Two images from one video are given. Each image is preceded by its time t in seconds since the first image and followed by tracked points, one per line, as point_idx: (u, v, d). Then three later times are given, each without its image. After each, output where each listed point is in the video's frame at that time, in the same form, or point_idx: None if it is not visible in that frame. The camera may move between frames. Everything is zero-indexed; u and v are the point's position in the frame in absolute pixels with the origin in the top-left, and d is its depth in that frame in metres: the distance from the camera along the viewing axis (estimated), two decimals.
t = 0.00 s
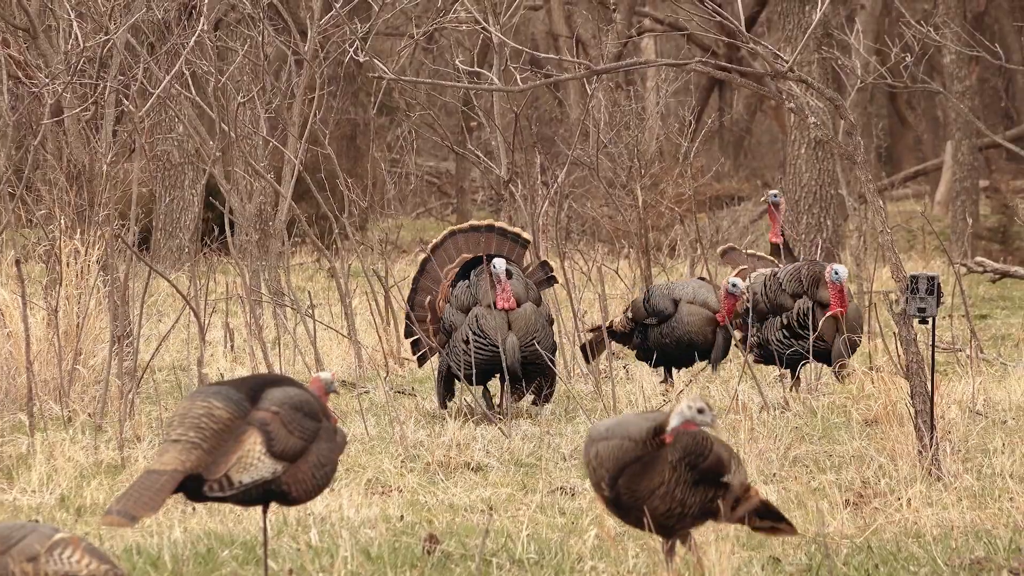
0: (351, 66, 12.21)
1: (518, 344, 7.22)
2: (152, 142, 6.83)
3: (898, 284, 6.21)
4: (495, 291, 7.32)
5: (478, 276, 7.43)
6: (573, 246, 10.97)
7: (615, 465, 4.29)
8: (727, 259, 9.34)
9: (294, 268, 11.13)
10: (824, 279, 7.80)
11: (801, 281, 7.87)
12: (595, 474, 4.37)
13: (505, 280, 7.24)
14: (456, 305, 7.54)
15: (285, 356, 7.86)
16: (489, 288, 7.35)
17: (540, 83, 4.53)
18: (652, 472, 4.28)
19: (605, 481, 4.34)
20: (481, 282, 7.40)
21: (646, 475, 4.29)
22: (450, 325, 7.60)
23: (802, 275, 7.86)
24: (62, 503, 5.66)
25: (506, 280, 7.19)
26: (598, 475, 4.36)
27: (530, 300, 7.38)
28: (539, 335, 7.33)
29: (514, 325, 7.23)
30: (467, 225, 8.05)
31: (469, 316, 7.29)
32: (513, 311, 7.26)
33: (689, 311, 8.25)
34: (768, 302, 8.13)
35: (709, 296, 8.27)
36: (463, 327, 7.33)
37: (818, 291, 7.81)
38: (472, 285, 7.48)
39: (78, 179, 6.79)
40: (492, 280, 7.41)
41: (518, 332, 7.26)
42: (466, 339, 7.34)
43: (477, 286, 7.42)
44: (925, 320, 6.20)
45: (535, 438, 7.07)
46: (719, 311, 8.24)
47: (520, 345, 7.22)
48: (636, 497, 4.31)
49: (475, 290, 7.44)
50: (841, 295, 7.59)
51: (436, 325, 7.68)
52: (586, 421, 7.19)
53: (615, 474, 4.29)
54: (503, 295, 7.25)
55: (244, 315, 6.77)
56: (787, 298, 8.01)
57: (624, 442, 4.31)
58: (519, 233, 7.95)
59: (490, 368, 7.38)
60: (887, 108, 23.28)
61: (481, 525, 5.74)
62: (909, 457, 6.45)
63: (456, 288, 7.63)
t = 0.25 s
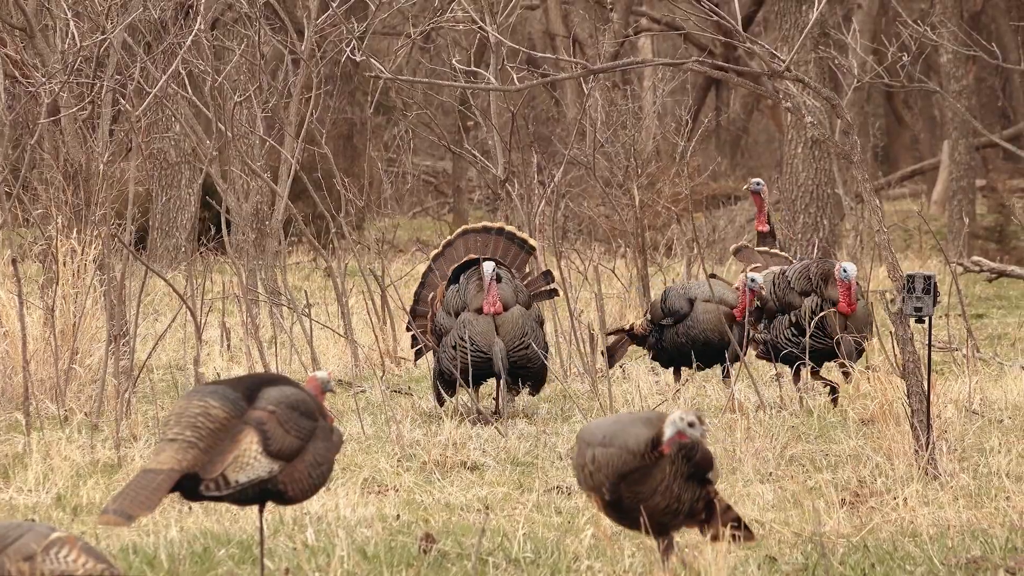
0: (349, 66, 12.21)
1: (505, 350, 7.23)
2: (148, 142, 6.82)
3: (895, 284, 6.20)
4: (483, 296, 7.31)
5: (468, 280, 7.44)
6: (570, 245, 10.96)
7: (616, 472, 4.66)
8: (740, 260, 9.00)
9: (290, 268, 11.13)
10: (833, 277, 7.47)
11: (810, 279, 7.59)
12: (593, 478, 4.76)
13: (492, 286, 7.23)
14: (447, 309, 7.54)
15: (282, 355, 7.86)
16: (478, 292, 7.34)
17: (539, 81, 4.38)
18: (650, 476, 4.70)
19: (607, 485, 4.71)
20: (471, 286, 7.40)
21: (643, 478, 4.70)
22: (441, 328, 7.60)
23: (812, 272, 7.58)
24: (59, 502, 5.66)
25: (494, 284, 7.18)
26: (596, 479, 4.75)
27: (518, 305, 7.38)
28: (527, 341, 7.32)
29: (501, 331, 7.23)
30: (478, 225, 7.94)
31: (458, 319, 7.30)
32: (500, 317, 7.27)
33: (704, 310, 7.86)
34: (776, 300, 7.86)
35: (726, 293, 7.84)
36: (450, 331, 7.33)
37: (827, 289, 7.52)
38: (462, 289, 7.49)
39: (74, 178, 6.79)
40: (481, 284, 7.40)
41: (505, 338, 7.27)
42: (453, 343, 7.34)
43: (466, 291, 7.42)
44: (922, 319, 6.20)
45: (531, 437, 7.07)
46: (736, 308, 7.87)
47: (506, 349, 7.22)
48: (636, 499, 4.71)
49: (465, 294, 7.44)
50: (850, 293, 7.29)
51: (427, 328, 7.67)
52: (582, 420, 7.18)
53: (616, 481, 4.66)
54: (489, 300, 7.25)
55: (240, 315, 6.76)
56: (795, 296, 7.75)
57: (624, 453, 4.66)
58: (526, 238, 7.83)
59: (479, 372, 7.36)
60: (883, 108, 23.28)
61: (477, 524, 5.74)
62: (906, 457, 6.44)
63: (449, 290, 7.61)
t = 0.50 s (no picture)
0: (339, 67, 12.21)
1: (486, 351, 7.24)
2: (138, 142, 6.82)
3: (885, 284, 6.20)
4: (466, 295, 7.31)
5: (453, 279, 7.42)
6: (559, 246, 10.97)
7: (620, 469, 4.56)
8: (750, 264, 8.79)
9: (280, 268, 11.13)
10: (836, 280, 7.42)
11: (813, 283, 7.50)
12: (595, 476, 4.65)
13: (475, 286, 7.22)
14: (432, 307, 7.51)
15: (270, 356, 7.85)
16: (461, 292, 7.33)
17: (529, 83, 4.42)
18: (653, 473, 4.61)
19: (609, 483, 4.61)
20: (455, 286, 7.39)
21: (646, 475, 4.60)
22: (426, 326, 7.58)
23: (814, 276, 7.50)
24: (47, 502, 5.65)
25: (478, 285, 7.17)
26: (598, 477, 4.64)
27: (502, 306, 7.37)
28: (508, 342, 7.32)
29: (483, 331, 7.24)
30: (471, 225, 7.97)
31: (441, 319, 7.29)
32: (482, 317, 7.27)
33: (722, 309, 7.84)
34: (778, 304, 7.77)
35: (744, 293, 7.88)
36: (434, 330, 7.33)
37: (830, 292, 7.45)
38: (448, 287, 7.45)
39: (64, 179, 6.78)
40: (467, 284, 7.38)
41: (487, 338, 7.27)
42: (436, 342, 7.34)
43: (450, 290, 7.41)
44: (911, 320, 6.19)
45: (520, 437, 7.07)
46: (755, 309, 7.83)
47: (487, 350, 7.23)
48: (639, 495, 4.62)
49: (450, 293, 7.41)
50: (852, 296, 7.25)
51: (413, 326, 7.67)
52: (570, 421, 7.18)
53: (620, 480, 4.56)
54: (473, 301, 7.24)
55: (229, 315, 6.76)
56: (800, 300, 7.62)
57: (629, 450, 4.56)
58: (518, 241, 7.84)
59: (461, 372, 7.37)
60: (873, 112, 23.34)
61: (465, 525, 5.73)
62: (894, 458, 6.44)
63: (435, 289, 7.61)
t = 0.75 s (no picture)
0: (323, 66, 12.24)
1: (471, 353, 7.24)
2: (123, 142, 6.81)
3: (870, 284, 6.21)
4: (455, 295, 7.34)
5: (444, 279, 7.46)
6: (544, 245, 10.99)
7: (631, 472, 4.53)
8: (753, 260, 8.92)
9: (265, 268, 11.13)
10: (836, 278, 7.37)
11: (814, 280, 7.47)
12: (605, 477, 4.62)
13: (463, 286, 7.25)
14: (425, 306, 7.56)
15: (256, 355, 7.85)
16: (451, 291, 7.36)
17: (513, 84, 4.43)
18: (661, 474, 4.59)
19: (621, 484, 4.58)
20: (446, 286, 7.43)
21: (655, 475, 4.58)
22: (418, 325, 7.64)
23: (816, 274, 7.47)
24: (34, 502, 5.66)
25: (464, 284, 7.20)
26: (609, 478, 4.62)
27: (491, 307, 7.36)
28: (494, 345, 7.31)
29: (469, 332, 7.24)
30: (477, 226, 7.87)
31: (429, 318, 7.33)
32: (468, 318, 7.28)
33: (727, 309, 7.69)
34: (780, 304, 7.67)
35: (748, 291, 7.72)
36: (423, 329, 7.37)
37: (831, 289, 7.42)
38: (440, 287, 7.49)
39: (49, 178, 6.77)
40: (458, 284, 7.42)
41: (473, 341, 7.27)
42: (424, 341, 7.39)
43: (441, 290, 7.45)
44: (896, 319, 6.20)
45: (507, 437, 7.08)
46: (758, 308, 7.64)
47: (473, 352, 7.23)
48: (648, 495, 4.63)
49: (441, 293, 7.45)
50: (852, 293, 7.19)
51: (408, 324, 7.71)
52: (556, 420, 7.20)
53: (634, 483, 4.55)
54: (459, 300, 7.26)
55: (215, 315, 6.76)
56: (801, 299, 7.59)
57: (643, 456, 4.51)
58: (523, 246, 7.75)
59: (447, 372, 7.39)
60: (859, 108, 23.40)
61: (452, 525, 5.74)
62: (880, 458, 6.46)
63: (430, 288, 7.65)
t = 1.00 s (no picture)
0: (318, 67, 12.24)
1: (477, 352, 7.20)
2: (118, 143, 6.81)
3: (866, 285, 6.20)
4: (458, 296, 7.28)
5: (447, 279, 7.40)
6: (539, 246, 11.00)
7: (656, 475, 4.42)
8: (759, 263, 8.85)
9: (261, 270, 11.13)
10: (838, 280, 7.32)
11: (816, 282, 7.46)
12: (627, 480, 4.43)
13: (464, 287, 7.18)
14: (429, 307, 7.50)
15: (252, 357, 7.85)
16: (453, 293, 7.30)
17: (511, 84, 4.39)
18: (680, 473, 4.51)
19: (646, 486, 4.43)
20: (449, 287, 7.37)
21: (674, 474, 4.50)
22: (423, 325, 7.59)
23: (818, 276, 7.45)
24: (29, 503, 5.65)
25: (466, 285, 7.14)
26: (630, 481, 4.44)
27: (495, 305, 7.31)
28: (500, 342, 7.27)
29: (473, 333, 7.19)
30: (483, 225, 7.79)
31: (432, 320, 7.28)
32: (472, 318, 7.22)
33: (739, 312, 7.64)
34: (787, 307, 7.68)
35: (760, 293, 7.64)
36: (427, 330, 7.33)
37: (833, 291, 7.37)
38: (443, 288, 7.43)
39: (45, 179, 6.77)
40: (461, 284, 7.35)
41: (478, 340, 7.22)
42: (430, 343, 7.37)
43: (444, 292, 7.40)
44: (892, 320, 6.19)
45: (502, 438, 7.09)
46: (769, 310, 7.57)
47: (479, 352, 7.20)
48: (664, 494, 4.53)
49: (444, 294, 7.40)
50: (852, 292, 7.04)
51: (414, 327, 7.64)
52: (552, 421, 7.20)
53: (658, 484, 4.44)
54: (461, 301, 7.19)
55: (211, 316, 6.76)
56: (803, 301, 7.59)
57: (668, 455, 4.41)
58: (528, 247, 7.71)
59: (454, 372, 7.36)
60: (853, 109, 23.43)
61: (447, 526, 5.74)
62: (875, 459, 6.46)
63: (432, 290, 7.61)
